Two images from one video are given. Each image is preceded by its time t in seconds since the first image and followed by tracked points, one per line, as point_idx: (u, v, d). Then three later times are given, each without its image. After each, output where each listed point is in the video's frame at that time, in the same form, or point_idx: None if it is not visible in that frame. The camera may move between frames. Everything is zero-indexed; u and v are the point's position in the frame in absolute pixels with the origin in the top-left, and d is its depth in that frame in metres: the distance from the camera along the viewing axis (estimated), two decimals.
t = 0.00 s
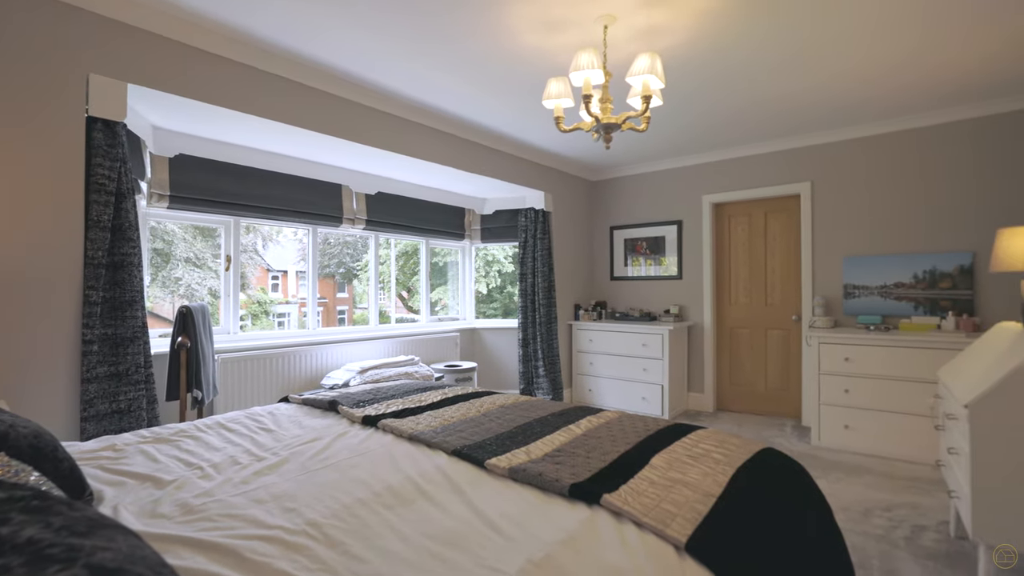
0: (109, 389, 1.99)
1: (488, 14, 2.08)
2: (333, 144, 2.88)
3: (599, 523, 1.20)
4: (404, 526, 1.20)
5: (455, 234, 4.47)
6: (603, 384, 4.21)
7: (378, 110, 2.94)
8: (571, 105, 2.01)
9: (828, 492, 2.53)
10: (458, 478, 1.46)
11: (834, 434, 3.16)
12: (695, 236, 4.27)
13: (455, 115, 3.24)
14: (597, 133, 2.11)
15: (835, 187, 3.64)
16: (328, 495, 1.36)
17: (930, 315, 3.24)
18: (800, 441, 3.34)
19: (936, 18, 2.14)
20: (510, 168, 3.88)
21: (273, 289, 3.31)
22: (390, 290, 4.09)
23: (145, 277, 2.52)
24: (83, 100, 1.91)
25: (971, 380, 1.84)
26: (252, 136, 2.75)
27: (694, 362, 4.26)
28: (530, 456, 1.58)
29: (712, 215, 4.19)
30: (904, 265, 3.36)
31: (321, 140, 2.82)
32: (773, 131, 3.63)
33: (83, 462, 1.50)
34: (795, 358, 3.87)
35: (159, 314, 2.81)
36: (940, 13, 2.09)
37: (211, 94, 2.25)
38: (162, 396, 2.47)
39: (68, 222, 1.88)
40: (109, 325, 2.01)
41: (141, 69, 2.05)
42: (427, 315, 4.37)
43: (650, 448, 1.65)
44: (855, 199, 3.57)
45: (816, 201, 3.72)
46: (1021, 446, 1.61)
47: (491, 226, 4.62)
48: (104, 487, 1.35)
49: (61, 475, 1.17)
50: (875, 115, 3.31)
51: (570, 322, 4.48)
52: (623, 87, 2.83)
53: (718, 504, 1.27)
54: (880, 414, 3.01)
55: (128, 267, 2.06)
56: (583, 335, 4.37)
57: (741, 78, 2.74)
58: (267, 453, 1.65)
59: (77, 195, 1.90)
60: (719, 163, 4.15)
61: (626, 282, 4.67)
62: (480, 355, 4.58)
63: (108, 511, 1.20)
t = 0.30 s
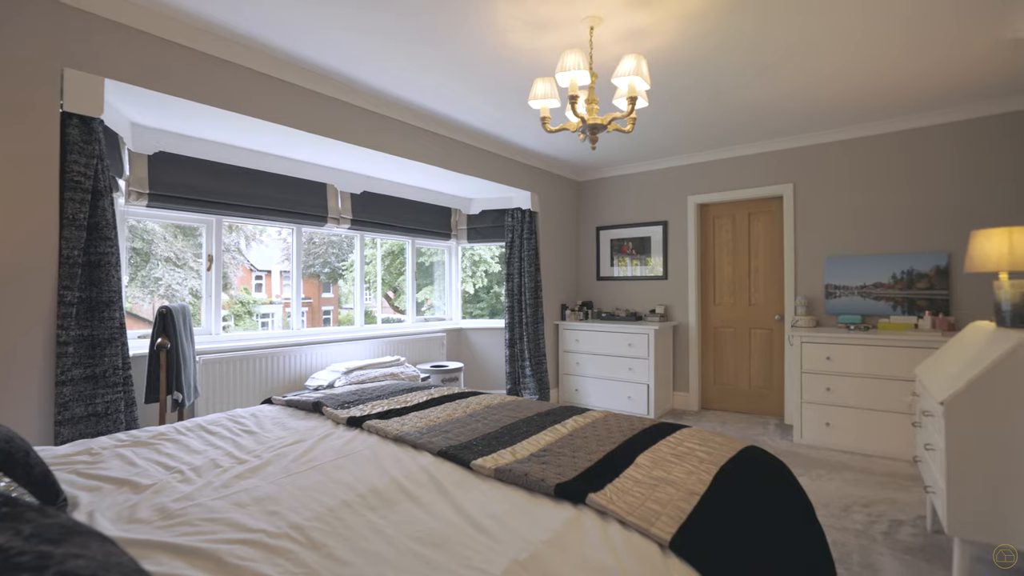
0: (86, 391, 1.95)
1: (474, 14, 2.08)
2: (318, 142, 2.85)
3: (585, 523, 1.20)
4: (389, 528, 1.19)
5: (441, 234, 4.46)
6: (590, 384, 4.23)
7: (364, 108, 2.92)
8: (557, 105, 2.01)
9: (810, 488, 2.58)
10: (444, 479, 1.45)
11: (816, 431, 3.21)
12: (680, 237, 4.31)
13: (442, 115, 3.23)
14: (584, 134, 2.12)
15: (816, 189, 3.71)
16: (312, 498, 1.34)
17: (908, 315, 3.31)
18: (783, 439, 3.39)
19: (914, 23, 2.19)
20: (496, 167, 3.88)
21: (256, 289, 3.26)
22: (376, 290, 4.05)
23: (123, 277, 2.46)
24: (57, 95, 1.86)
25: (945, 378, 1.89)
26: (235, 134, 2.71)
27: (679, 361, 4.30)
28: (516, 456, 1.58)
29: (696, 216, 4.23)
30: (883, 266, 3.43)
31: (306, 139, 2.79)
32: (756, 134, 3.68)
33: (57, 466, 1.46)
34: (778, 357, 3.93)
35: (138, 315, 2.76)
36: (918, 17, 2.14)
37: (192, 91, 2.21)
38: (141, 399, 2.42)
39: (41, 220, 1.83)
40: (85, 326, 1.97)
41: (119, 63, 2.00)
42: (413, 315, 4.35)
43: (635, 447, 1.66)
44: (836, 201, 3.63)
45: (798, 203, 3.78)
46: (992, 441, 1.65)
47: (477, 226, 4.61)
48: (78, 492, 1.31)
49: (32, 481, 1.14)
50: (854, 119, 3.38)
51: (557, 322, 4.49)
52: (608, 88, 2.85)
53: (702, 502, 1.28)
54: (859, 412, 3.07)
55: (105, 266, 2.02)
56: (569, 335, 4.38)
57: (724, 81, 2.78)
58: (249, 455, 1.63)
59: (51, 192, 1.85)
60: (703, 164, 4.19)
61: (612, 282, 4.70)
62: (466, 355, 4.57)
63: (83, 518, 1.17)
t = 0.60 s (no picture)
0: (60, 394, 1.89)
1: (460, 14, 2.07)
2: (302, 141, 2.82)
3: (570, 522, 1.20)
4: (373, 530, 1.18)
5: (427, 234, 4.44)
6: (576, 384, 4.24)
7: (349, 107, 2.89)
8: (543, 105, 2.01)
9: (792, 486, 2.62)
10: (429, 480, 1.45)
11: (798, 429, 3.26)
12: (666, 237, 4.35)
13: (428, 114, 3.21)
14: (570, 135, 2.13)
15: (798, 190, 3.77)
16: (294, 501, 1.32)
17: (886, 314, 3.38)
18: (766, 437, 3.44)
19: (892, 28, 2.24)
20: (482, 167, 3.88)
21: (239, 289, 3.21)
22: (361, 290, 4.02)
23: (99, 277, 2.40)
24: (31, 89, 1.80)
25: (922, 376, 1.93)
26: (216, 131, 2.67)
27: (665, 361, 4.34)
28: (501, 457, 1.57)
29: (681, 216, 4.27)
30: (863, 266, 3.50)
31: (289, 137, 2.75)
32: (740, 136, 3.73)
33: (29, 472, 1.42)
34: (761, 356, 3.98)
35: (115, 315, 2.69)
36: (896, 23, 2.19)
37: (172, 87, 2.17)
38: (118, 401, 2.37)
39: (13, 218, 1.77)
40: (60, 327, 1.92)
41: (95, 58, 1.95)
42: (399, 315, 4.32)
43: (620, 446, 1.68)
44: (817, 202, 3.70)
45: (780, 204, 3.84)
46: (965, 438, 1.70)
47: (463, 226, 4.60)
48: (51, 499, 1.28)
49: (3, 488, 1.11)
50: (835, 121, 3.44)
51: (543, 322, 4.50)
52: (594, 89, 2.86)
53: (686, 500, 1.29)
54: (839, 410, 3.13)
55: (81, 266, 1.97)
56: (556, 335, 4.40)
57: (708, 83, 2.81)
58: (230, 458, 1.60)
59: (24, 190, 1.79)
60: (688, 165, 4.24)
61: (599, 282, 4.72)
62: (452, 355, 4.56)
63: (56, 525, 1.14)
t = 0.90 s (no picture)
0: (33, 397, 1.84)
1: (446, 13, 2.06)
2: (285, 139, 2.78)
3: (555, 522, 1.20)
4: (357, 532, 1.17)
5: (412, 234, 4.41)
6: (562, 384, 4.26)
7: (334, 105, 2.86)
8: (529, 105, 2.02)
9: (774, 483, 2.65)
10: (414, 481, 1.44)
11: (780, 428, 3.31)
12: (651, 238, 4.38)
13: (414, 113, 3.19)
14: (556, 135, 2.13)
15: (780, 192, 3.83)
16: (276, 504, 1.30)
17: (865, 314, 3.45)
18: (749, 435, 3.48)
19: (870, 34, 2.29)
20: (468, 167, 3.87)
21: (221, 289, 3.16)
22: (346, 290, 3.98)
23: (74, 277, 2.34)
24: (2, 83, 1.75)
25: (899, 374, 1.97)
26: (197, 128, 2.62)
27: (650, 360, 4.37)
28: (487, 457, 1.57)
29: (666, 217, 4.31)
30: (843, 267, 3.57)
31: (273, 135, 2.72)
32: (724, 138, 3.77)
33: None
34: (744, 355, 4.04)
35: (92, 316, 2.63)
36: (875, 28, 2.23)
37: (150, 82, 2.12)
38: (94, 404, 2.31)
39: None
40: (33, 328, 1.87)
41: (70, 52, 1.90)
42: (384, 316, 4.29)
43: (605, 445, 1.68)
44: (799, 204, 3.76)
45: (763, 206, 3.89)
46: (941, 435, 1.74)
47: (449, 226, 4.58)
48: (22, 505, 1.24)
49: None
50: (815, 124, 3.50)
51: (529, 322, 4.50)
52: (579, 90, 2.87)
53: (670, 499, 1.30)
54: (819, 408, 3.19)
55: (55, 265, 1.92)
56: (542, 335, 4.40)
57: (692, 85, 2.83)
58: (210, 461, 1.57)
59: None
60: (674, 167, 4.27)
61: (585, 282, 4.74)
62: (438, 356, 4.54)
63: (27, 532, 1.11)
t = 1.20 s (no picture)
0: (4, 400, 1.79)
1: (433, 13, 2.05)
2: (268, 137, 2.74)
3: (540, 522, 1.21)
4: (340, 535, 1.16)
5: (397, 234, 4.38)
6: (548, 384, 4.27)
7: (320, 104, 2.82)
8: (515, 106, 2.01)
9: (757, 480, 2.69)
10: (398, 483, 1.43)
11: (762, 426, 3.36)
12: (636, 238, 4.42)
13: (400, 113, 3.18)
14: (541, 135, 2.13)
15: (763, 193, 3.88)
16: (257, 507, 1.28)
17: (846, 313, 3.52)
18: (732, 433, 3.53)
19: (851, 39, 2.33)
20: (455, 166, 3.85)
21: (202, 289, 3.10)
22: (331, 290, 3.94)
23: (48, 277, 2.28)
24: None
25: (878, 372, 2.01)
26: (177, 125, 2.57)
27: (636, 360, 4.41)
28: (472, 458, 1.57)
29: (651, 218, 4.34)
30: (823, 267, 3.64)
31: (256, 134, 2.68)
32: (708, 139, 3.82)
33: None
34: (727, 354, 4.09)
35: (66, 317, 2.56)
36: (853, 33, 2.28)
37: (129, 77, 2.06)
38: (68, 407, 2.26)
39: None
40: (4, 330, 1.81)
41: (45, 46, 1.84)
42: (369, 316, 4.26)
43: (590, 445, 1.69)
44: (781, 205, 3.81)
45: (746, 207, 3.94)
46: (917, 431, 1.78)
47: (435, 226, 4.56)
48: None
49: None
50: (797, 127, 3.56)
51: (516, 322, 4.50)
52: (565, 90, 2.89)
53: (654, 497, 1.32)
54: (799, 406, 3.24)
55: (28, 265, 1.87)
56: (528, 335, 4.41)
57: (677, 87, 2.86)
58: (189, 465, 1.54)
59: None
60: (659, 168, 4.31)
61: (571, 282, 4.76)
62: (424, 356, 4.53)
63: None
